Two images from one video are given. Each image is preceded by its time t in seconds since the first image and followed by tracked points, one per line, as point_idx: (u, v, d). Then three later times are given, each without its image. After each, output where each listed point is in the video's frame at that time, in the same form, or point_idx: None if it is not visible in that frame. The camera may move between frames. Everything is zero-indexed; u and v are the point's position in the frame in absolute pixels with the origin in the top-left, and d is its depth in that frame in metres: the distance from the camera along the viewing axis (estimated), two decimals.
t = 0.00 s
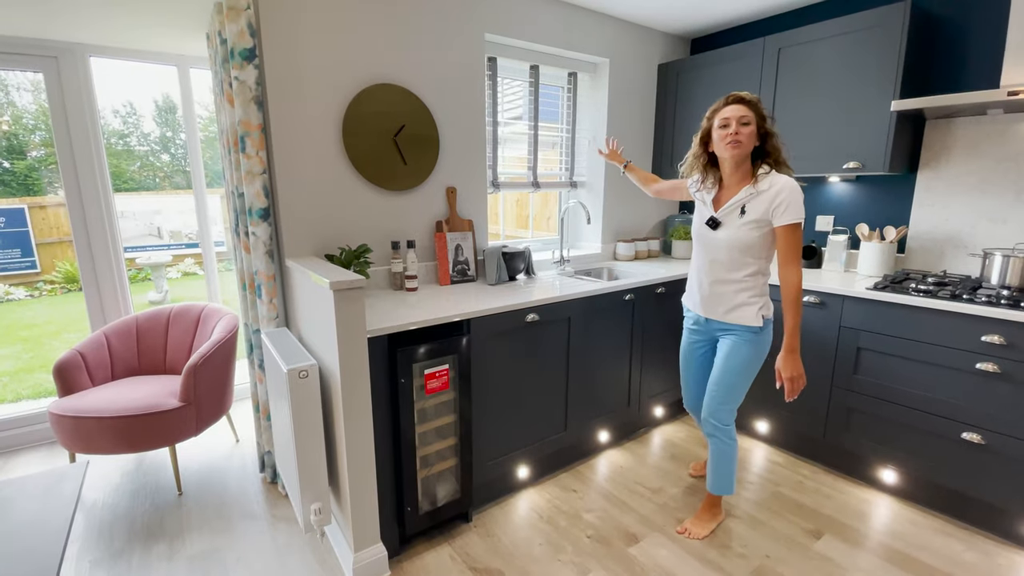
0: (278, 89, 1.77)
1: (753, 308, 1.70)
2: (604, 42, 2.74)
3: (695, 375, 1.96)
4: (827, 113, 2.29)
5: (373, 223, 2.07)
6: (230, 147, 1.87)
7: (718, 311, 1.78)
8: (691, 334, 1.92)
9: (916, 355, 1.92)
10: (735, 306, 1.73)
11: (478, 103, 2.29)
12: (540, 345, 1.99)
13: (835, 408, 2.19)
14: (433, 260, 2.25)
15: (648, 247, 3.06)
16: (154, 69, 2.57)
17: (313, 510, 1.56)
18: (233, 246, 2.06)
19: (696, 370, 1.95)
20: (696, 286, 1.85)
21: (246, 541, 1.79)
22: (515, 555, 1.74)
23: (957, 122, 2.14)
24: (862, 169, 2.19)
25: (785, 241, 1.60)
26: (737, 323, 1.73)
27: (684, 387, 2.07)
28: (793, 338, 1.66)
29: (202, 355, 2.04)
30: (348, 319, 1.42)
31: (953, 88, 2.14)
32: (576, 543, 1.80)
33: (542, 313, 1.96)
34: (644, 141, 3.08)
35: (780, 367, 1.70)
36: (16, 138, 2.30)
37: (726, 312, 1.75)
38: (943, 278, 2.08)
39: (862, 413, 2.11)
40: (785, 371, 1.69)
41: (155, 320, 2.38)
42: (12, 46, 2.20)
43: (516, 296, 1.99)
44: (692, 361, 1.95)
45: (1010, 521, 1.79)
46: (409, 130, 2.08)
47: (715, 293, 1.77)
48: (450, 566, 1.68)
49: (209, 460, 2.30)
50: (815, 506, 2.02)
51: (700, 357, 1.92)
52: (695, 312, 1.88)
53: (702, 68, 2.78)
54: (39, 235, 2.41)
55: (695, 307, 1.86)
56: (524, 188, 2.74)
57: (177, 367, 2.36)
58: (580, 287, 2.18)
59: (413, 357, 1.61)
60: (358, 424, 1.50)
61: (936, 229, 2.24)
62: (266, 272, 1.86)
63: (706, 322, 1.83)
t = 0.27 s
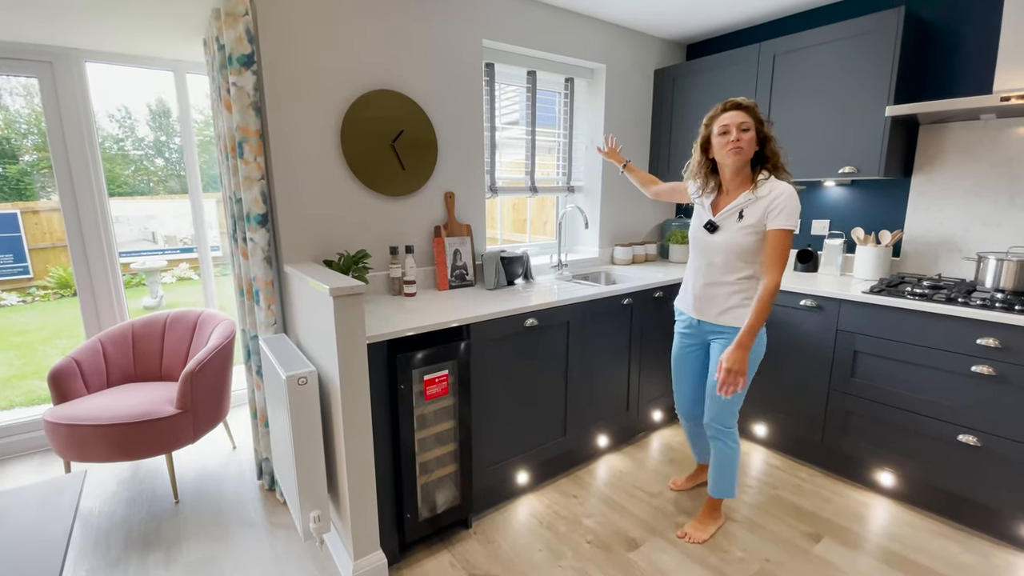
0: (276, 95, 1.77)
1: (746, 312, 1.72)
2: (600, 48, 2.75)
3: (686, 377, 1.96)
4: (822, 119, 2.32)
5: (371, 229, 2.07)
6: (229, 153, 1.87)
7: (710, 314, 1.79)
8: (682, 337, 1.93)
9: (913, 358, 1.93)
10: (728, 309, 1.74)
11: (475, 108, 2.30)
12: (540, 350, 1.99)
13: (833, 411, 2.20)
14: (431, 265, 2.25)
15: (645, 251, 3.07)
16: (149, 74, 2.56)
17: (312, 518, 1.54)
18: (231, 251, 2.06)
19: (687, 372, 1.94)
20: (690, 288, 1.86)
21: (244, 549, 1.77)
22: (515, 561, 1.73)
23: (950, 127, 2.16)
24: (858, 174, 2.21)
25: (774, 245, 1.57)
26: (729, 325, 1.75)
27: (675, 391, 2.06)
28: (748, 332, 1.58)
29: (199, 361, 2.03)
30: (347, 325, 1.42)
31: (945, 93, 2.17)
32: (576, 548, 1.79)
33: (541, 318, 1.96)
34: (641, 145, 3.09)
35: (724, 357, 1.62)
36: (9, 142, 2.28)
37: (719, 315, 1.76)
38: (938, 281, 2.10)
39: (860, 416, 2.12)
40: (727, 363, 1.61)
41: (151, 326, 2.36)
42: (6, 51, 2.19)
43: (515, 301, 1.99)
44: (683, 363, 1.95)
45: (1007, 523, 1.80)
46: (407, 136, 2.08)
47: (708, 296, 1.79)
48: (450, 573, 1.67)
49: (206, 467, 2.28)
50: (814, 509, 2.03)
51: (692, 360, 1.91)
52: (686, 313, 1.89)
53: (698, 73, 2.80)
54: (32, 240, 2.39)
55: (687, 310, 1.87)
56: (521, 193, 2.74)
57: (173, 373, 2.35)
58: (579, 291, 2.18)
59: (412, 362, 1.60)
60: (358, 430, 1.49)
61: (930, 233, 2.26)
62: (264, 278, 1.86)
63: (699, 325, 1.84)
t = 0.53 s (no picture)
0: (273, 98, 1.76)
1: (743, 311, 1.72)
2: (596, 52, 2.77)
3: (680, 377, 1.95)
4: (816, 122, 2.33)
5: (368, 233, 2.06)
6: (225, 157, 1.86)
7: (706, 313, 1.78)
8: (676, 338, 1.93)
9: (908, 359, 1.95)
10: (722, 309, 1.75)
11: (472, 112, 2.30)
12: (538, 354, 1.98)
13: (829, 413, 2.21)
14: (429, 269, 2.24)
15: (641, 254, 3.08)
16: (142, 78, 2.54)
17: (310, 524, 1.53)
18: (227, 255, 2.05)
19: (682, 371, 1.94)
20: (686, 286, 1.87)
21: (239, 556, 1.75)
22: (515, 566, 1.72)
23: (942, 131, 2.19)
24: (852, 177, 2.23)
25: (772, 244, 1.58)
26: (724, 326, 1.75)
27: (669, 390, 2.06)
28: (736, 328, 1.60)
29: (194, 366, 2.01)
30: (346, 330, 1.41)
31: (937, 97, 2.19)
32: (575, 553, 1.79)
33: (539, 321, 1.96)
34: (636, 149, 3.11)
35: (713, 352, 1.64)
36: None
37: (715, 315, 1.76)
38: (932, 283, 2.12)
39: (856, 417, 2.13)
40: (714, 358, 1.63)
41: (146, 332, 2.34)
42: None
43: (513, 305, 1.98)
44: (676, 364, 1.95)
45: (1003, 523, 1.81)
46: (404, 140, 2.08)
47: (704, 295, 1.79)
48: None
49: (201, 473, 2.26)
50: (812, 511, 2.03)
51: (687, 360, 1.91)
52: (680, 313, 1.90)
53: (693, 77, 2.82)
54: (22, 244, 2.36)
55: (682, 309, 1.88)
56: (518, 196, 2.75)
57: (167, 379, 2.32)
58: (576, 295, 2.18)
59: (411, 367, 1.59)
60: (356, 434, 1.48)
61: (924, 236, 2.28)
62: (260, 282, 1.85)
63: (693, 325, 1.84)
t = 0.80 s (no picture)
0: (268, 101, 1.75)
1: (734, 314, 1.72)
2: (590, 56, 2.78)
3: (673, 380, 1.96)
4: (808, 126, 2.36)
5: (363, 236, 2.05)
6: (218, 159, 1.84)
7: (698, 315, 1.79)
8: (667, 341, 1.93)
9: (901, 360, 1.97)
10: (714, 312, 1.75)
11: (467, 115, 2.30)
12: (534, 356, 1.98)
13: (823, 414, 2.23)
14: (424, 272, 2.23)
15: (636, 257, 3.09)
16: (133, 80, 2.52)
17: (306, 531, 1.51)
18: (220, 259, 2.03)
19: (674, 375, 1.95)
20: (678, 289, 1.87)
21: (233, 564, 1.73)
22: (514, 570, 1.71)
23: (932, 135, 2.22)
24: (844, 180, 2.26)
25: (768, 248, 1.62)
26: (718, 330, 1.75)
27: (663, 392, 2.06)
28: (753, 341, 1.68)
29: (187, 371, 1.99)
30: (343, 333, 1.40)
31: (927, 101, 2.23)
32: (573, 556, 1.78)
33: (536, 324, 1.96)
34: (630, 152, 3.12)
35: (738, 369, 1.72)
36: None
37: (708, 317, 1.76)
38: (923, 284, 2.14)
39: (850, 418, 2.15)
40: (742, 374, 1.72)
41: (137, 336, 2.31)
42: None
43: (510, 308, 1.98)
44: (669, 367, 1.96)
45: (995, 521, 1.83)
46: (399, 143, 2.07)
47: (696, 298, 1.80)
48: None
49: (193, 479, 2.23)
50: (807, 512, 2.04)
51: (678, 363, 1.92)
52: (672, 316, 1.90)
53: (686, 81, 2.84)
54: (9, 248, 2.32)
55: (673, 311, 1.88)
56: (513, 199, 2.75)
57: (159, 385, 2.30)
58: (572, 297, 2.18)
59: (408, 370, 1.59)
60: (353, 439, 1.47)
61: (914, 238, 2.31)
62: (254, 286, 1.83)
63: (686, 327, 1.85)
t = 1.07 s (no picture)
0: (263, 103, 1.75)
1: (729, 318, 1.73)
2: (584, 60, 2.80)
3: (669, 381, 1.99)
4: (800, 129, 2.39)
5: (360, 239, 2.04)
6: (213, 162, 1.83)
7: (693, 319, 1.80)
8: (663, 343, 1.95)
9: (893, 360, 2.00)
10: (706, 317, 1.77)
11: (463, 118, 2.30)
12: (531, 359, 1.98)
13: (817, 413, 2.25)
14: (421, 275, 2.23)
15: (630, 259, 3.11)
16: (123, 82, 2.49)
17: (304, 536, 1.50)
18: (214, 262, 2.01)
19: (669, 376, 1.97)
20: (672, 293, 1.88)
21: (228, 571, 1.71)
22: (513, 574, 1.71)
23: (920, 138, 2.26)
24: (835, 182, 2.29)
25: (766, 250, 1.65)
26: (712, 334, 1.76)
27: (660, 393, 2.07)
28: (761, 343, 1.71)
29: (180, 376, 1.97)
30: (341, 337, 1.39)
31: (916, 105, 2.27)
32: (572, 558, 1.78)
33: (533, 326, 1.96)
34: (624, 155, 3.15)
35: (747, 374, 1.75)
36: None
37: (703, 321, 1.77)
38: (913, 285, 2.18)
39: (843, 418, 2.17)
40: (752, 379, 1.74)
41: (128, 341, 2.28)
42: None
43: (507, 310, 1.98)
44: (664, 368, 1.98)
45: (986, 518, 1.86)
46: (396, 146, 2.07)
47: (690, 303, 1.81)
48: None
49: (187, 486, 2.20)
50: (802, 511, 2.06)
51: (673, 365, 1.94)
52: (667, 319, 1.91)
53: (679, 85, 2.87)
54: None
55: (668, 315, 1.89)
56: (508, 202, 2.75)
57: (151, 390, 2.27)
58: (568, 300, 2.19)
59: (407, 373, 1.58)
60: (351, 443, 1.46)
61: (904, 239, 2.35)
62: (250, 289, 1.82)
63: (679, 331, 1.86)
